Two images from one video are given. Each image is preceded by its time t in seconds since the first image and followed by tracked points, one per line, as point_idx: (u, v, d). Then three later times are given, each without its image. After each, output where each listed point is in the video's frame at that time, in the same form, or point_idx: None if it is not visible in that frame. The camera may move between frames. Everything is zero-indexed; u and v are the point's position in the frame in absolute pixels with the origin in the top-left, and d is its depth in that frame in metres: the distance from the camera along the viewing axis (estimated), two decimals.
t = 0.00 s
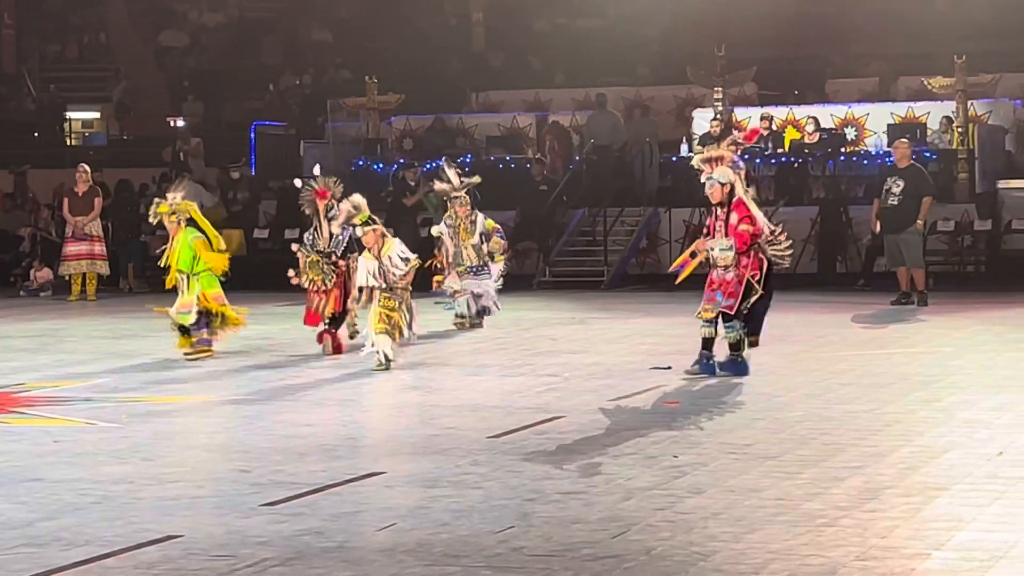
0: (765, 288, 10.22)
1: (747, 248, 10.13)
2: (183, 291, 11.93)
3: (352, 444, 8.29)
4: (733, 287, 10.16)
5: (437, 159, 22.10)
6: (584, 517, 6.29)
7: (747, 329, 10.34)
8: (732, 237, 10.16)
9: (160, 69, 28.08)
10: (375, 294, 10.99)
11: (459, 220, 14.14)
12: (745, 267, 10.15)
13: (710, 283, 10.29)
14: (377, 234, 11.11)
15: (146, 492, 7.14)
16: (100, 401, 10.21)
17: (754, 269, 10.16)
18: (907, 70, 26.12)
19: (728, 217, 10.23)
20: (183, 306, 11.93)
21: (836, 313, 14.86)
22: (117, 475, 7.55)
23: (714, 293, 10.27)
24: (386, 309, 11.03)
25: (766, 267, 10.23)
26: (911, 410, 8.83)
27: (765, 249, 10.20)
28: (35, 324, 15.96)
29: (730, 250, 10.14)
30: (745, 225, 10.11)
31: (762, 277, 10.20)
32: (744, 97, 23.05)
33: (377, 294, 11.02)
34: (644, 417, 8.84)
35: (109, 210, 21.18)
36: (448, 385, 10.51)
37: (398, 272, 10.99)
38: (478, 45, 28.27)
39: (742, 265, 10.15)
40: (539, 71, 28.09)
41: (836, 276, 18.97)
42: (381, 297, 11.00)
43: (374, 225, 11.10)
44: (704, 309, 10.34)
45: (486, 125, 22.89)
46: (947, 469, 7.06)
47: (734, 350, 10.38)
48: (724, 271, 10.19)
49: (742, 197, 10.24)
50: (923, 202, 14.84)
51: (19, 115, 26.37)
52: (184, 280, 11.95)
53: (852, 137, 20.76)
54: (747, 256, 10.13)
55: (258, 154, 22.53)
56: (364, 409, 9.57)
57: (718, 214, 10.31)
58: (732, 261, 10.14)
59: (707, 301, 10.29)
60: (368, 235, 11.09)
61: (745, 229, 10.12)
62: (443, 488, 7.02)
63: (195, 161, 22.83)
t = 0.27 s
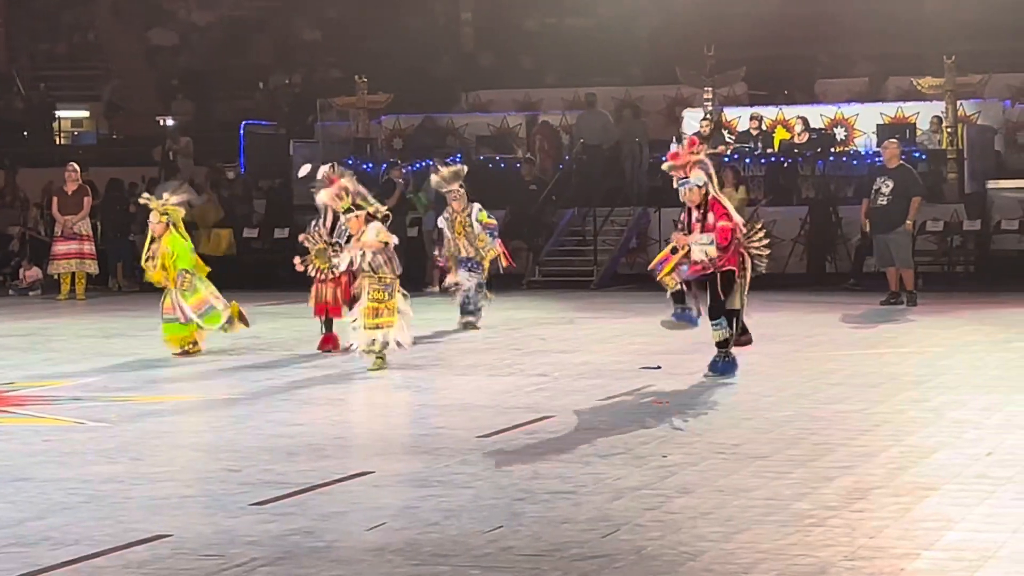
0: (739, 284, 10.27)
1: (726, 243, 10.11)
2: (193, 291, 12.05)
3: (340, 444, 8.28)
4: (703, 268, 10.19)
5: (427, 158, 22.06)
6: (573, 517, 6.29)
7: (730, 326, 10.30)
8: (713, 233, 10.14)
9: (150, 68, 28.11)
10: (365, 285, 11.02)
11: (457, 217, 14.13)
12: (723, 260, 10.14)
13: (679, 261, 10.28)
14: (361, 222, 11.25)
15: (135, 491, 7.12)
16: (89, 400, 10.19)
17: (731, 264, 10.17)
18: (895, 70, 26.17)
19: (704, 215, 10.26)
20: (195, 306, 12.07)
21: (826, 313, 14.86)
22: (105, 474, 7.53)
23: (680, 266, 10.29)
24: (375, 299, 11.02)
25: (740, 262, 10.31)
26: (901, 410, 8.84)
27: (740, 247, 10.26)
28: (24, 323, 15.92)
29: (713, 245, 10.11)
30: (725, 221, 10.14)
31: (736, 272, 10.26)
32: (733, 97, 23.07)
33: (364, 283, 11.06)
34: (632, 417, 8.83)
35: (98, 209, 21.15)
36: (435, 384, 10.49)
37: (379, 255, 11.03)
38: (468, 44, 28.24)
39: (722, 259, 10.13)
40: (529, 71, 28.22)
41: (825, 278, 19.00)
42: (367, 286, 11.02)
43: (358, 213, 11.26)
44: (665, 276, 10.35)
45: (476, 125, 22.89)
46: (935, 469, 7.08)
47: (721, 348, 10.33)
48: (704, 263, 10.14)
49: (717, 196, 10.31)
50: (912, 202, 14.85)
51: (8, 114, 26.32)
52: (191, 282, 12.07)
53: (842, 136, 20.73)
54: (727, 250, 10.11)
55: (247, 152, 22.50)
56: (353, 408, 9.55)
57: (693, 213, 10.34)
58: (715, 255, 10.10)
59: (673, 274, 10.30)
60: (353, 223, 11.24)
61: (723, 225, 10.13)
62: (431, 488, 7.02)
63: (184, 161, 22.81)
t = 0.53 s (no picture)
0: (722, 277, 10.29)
1: (712, 232, 10.18)
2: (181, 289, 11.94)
3: (331, 444, 8.27)
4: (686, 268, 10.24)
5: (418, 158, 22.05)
6: (564, 517, 6.28)
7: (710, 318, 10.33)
8: (699, 226, 10.20)
9: (140, 67, 28.10)
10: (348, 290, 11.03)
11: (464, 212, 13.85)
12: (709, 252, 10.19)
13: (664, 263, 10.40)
14: (356, 220, 11.26)
15: (126, 491, 7.11)
16: (80, 399, 10.17)
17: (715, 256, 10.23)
18: (885, 71, 26.25)
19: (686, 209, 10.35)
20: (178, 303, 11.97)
21: (816, 313, 14.89)
22: (96, 474, 7.52)
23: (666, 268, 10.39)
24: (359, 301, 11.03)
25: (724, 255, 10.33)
26: (891, 410, 8.86)
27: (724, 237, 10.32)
28: (14, 322, 15.90)
29: (702, 239, 10.13)
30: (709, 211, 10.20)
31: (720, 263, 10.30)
32: (724, 98, 23.10)
33: (346, 288, 11.09)
34: (624, 417, 8.84)
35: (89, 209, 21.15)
36: (427, 384, 10.49)
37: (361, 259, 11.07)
38: (459, 45, 28.23)
39: (709, 251, 10.18)
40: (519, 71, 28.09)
41: (816, 278, 19.04)
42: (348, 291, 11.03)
43: (356, 210, 11.26)
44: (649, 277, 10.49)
45: (467, 125, 22.96)
46: (925, 469, 7.09)
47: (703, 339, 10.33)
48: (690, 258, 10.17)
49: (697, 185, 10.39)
50: (903, 202, 14.88)
51: None
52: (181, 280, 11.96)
53: (832, 137, 20.74)
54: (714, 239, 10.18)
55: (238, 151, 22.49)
56: (344, 409, 9.54)
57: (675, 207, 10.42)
58: (702, 248, 10.14)
59: (660, 277, 10.41)
60: (348, 219, 11.27)
61: (708, 215, 10.19)
62: (422, 488, 7.01)
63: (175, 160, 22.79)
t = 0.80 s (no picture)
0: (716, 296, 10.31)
1: (698, 255, 10.19)
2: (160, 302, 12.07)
3: (324, 444, 8.27)
4: (681, 294, 10.17)
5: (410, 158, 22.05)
6: (556, 517, 6.28)
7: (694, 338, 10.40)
8: (683, 251, 10.18)
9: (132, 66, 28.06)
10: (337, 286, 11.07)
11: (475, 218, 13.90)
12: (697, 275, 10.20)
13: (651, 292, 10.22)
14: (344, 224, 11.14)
15: (119, 490, 7.11)
16: (72, 399, 10.15)
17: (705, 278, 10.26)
18: (878, 72, 26.22)
19: (666, 235, 10.30)
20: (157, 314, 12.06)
21: (808, 314, 14.90)
22: (88, 474, 7.52)
23: (659, 299, 10.21)
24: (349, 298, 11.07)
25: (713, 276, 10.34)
26: (883, 411, 8.87)
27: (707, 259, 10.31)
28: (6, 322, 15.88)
29: (689, 263, 10.12)
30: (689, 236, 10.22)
31: (709, 284, 10.30)
32: (716, 98, 23.11)
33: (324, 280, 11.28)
34: (616, 417, 8.85)
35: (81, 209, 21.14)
36: (419, 385, 10.49)
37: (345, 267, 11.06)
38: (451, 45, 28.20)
39: (697, 275, 10.18)
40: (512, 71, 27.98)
41: (808, 278, 19.06)
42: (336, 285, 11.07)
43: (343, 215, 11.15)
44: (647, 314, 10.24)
45: (459, 124, 22.93)
46: (917, 469, 7.10)
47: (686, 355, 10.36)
48: (681, 283, 10.14)
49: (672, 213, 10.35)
50: (894, 203, 14.89)
51: None
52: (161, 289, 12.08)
53: (825, 137, 20.82)
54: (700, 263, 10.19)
55: (230, 151, 22.48)
56: (336, 409, 9.52)
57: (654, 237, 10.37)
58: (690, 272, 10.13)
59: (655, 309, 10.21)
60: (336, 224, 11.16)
61: (689, 240, 10.20)
62: (414, 488, 7.01)
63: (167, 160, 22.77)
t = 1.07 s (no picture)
0: (704, 276, 10.30)
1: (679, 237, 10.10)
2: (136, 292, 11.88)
3: (316, 445, 8.26)
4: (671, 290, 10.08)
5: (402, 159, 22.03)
6: (547, 518, 6.28)
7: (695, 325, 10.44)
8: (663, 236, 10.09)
9: (124, 66, 28.00)
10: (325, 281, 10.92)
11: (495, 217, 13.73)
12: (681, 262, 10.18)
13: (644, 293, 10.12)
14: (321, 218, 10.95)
15: (110, 491, 7.09)
16: (64, 399, 10.14)
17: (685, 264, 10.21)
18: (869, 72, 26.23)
19: (643, 225, 10.20)
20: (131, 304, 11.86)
21: (800, 314, 14.91)
22: (79, 474, 7.50)
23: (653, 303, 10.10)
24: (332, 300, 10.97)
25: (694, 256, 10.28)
26: (874, 411, 8.87)
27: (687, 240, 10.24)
28: None
29: (671, 246, 10.05)
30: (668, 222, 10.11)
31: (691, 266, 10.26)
32: (708, 98, 23.11)
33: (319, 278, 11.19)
34: (609, 417, 8.85)
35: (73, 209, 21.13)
36: (411, 385, 10.48)
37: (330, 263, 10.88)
38: (443, 45, 28.15)
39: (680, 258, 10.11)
40: (503, 70, 27.84)
41: (799, 279, 19.08)
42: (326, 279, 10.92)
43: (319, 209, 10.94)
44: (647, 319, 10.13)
45: (450, 125, 23.01)
46: (908, 470, 7.10)
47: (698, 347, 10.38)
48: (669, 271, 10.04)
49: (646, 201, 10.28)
50: (886, 203, 14.90)
51: None
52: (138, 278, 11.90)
53: (816, 138, 20.77)
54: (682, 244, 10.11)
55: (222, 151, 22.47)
56: (329, 409, 9.52)
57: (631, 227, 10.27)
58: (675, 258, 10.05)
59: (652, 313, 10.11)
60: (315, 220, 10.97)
61: (666, 225, 10.10)
62: (406, 488, 7.00)
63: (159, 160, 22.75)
